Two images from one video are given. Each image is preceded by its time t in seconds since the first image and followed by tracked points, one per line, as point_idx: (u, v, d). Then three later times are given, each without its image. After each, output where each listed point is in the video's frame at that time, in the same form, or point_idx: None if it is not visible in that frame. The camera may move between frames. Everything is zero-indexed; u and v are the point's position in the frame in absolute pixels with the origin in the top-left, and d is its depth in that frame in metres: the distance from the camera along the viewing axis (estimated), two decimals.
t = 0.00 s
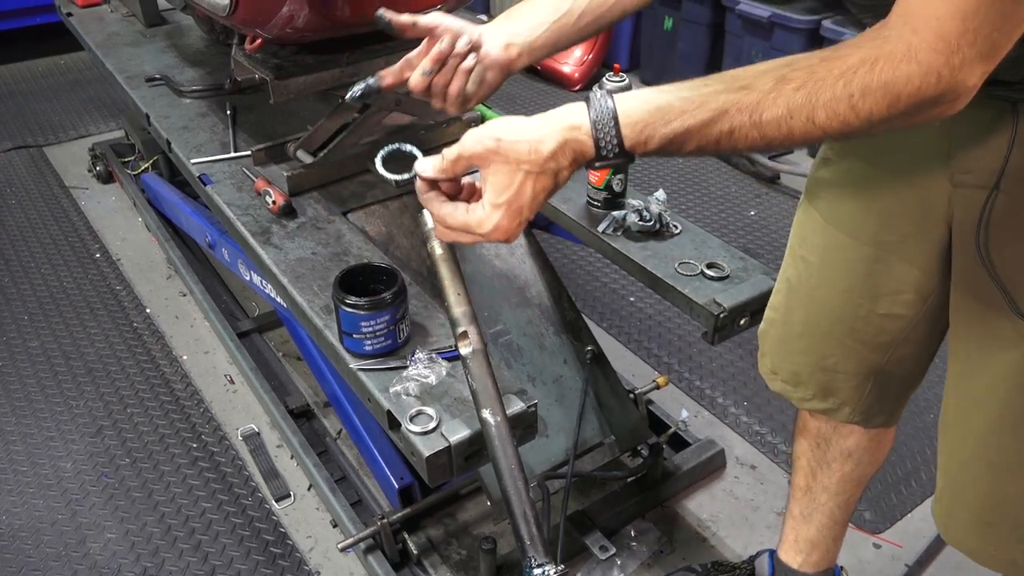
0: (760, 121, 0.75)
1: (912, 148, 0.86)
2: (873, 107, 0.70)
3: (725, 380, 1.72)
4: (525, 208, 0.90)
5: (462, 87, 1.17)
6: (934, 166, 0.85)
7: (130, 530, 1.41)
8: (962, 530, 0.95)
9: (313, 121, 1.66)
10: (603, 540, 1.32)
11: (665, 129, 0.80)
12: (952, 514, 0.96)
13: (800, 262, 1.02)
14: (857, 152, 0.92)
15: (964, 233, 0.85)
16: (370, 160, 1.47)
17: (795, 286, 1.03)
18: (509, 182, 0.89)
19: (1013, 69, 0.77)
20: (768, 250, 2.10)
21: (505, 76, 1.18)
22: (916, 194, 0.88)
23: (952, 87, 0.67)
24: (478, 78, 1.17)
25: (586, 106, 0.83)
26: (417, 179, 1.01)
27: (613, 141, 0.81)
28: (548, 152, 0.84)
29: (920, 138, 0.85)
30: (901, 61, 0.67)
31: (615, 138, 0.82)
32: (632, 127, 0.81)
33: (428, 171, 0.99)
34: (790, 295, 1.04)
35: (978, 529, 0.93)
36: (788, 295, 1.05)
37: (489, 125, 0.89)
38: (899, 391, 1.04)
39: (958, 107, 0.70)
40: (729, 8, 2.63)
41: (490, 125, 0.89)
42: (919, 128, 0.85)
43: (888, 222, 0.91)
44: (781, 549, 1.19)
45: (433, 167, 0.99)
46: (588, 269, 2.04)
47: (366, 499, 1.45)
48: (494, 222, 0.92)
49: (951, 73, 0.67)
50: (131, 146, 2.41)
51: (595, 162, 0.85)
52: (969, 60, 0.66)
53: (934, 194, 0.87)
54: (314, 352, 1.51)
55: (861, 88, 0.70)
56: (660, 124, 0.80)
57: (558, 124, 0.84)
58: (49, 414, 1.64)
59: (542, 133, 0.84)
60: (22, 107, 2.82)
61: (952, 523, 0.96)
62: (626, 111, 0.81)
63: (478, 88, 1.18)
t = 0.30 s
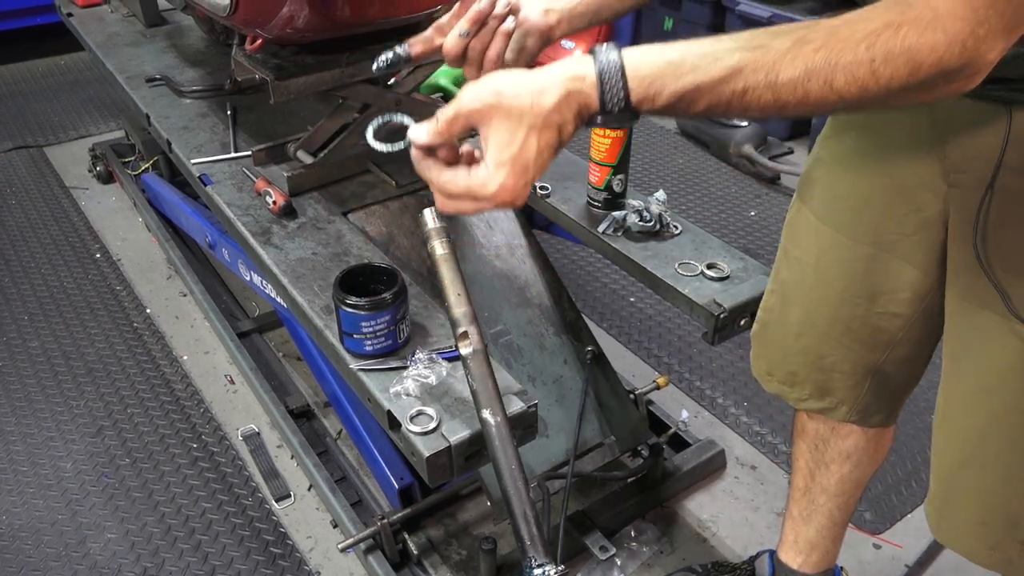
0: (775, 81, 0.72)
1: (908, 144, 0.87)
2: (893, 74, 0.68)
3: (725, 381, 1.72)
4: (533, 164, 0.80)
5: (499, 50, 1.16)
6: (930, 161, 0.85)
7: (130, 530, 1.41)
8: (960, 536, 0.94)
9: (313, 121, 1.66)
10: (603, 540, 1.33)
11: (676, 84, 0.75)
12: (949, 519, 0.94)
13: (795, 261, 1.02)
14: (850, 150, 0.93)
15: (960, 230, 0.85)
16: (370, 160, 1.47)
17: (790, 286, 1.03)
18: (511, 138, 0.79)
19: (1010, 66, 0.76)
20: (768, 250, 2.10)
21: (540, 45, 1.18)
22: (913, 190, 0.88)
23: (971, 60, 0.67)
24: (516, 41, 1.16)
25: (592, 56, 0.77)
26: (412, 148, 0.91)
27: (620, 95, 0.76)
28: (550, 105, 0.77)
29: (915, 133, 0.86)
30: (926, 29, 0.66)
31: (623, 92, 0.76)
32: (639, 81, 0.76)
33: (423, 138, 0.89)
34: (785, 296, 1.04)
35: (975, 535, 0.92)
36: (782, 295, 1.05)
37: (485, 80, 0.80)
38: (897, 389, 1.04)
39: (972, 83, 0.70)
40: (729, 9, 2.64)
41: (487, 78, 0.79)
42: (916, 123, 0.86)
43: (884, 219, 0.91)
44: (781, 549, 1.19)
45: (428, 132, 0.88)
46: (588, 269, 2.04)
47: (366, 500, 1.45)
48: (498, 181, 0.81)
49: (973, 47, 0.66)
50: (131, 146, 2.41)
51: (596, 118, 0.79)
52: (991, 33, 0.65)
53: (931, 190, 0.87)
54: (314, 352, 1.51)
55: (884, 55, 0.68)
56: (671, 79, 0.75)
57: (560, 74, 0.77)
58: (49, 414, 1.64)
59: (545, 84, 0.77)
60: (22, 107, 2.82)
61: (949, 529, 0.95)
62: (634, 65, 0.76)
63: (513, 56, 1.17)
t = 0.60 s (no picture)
0: (770, 101, 0.71)
1: (910, 141, 0.87)
2: (890, 89, 0.68)
3: (725, 381, 1.72)
4: (535, 189, 0.79)
5: (512, 57, 1.13)
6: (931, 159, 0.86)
7: (130, 530, 1.41)
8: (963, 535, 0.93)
9: (313, 121, 1.66)
10: (603, 540, 1.33)
11: (672, 107, 0.74)
12: (952, 518, 0.94)
13: (795, 261, 1.02)
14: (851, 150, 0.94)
15: (961, 227, 0.85)
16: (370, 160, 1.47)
17: (790, 287, 1.03)
18: (512, 167, 0.78)
19: (1012, 69, 0.76)
20: (768, 250, 2.10)
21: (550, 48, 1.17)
22: (914, 188, 0.88)
23: (968, 73, 0.67)
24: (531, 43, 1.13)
25: (587, 78, 0.75)
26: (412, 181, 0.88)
27: (616, 117, 0.74)
28: (549, 132, 0.75)
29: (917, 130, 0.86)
30: (925, 41, 0.66)
31: (619, 114, 0.74)
32: (636, 104, 0.74)
33: (421, 171, 0.86)
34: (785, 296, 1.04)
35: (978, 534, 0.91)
36: (782, 297, 1.05)
37: (481, 109, 0.79)
38: (899, 387, 1.03)
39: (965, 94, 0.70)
40: (729, 9, 2.64)
41: (482, 108, 0.78)
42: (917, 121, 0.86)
43: (885, 217, 0.91)
44: (781, 549, 1.19)
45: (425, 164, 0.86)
46: (588, 270, 2.04)
47: (366, 500, 1.45)
48: (502, 211, 0.81)
49: (970, 60, 0.66)
50: (131, 146, 2.41)
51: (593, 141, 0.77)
52: (989, 47, 0.65)
53: (933, 188, 0.87)
54: (314, 353, 1.51)
55: (880, 70, 0.68)
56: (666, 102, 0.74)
57: (556, 98, 0.76)
58: (49, 414, 1.64)
59: (541, 111, 0.76)
60: (22, 108, 2.82)
61: (952, 527, 0.94)
62: (630, 87, 0.74)
63: (525, 61, 1.16)
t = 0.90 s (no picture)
0: (777, 68, 0.62)
1: (906, 140, 0.87)
2: (899, 65, 0.60)
3: (725, 381, 1.72)
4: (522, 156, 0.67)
5: (512, 39, 1.07)
6: (928, 157, 0.85)
7: (130, 530, 1.41)
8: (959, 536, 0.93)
9: (313, 121, 1.67)
10: (603, 540, 1.33)
11: (670, 74, 0.64)
12: (949, 518, 0.93)
13: (791, 261, 1.02)
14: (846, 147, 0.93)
15: (958, 225, 0.84)
16: (370, 160, 1.47)
17: (786, 286, 1.03)
18: (501, 126, 0.67)
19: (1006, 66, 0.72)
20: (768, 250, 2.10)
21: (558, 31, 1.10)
22: (910, 186, 0.88)
23: (975, 54, 0.60)
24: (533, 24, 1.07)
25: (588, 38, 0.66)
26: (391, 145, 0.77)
27: (615, 81, 0.65)
28: (542, 92, 0.65)
29: (912, 127, 0.86)
30: (937, 14, 0.58)
31: (620, 78, 0.65)
32: (637, 68, 0.64)
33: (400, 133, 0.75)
34: (780, 296, 1.04)
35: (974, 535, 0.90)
36: (778, 296, 1.05)
37: (474, 65, 0.69)
38: (896, 388, 1.03)
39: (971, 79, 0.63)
40: (729, 9, 2.64)
41: (477, 62, 0.68)
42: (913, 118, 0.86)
43: (882, 217, 0.91)
44: (780, 549, 1.19)
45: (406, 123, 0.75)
46: (588, 270, 2.04)
47: (366, 500, 1.45)
48: (485, 178, 0.69)
49: (982, 38, 0.59)
50: (131, 146, 2.41)
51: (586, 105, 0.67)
52: (1002, 25, 0.59)
53: (928, 187, 0.86)
54: (314, 353, 1.51)
55: (892, 42, 0.59)
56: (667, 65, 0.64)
57: (555, 58, 0.66)
58: (49, 414, 1.64)
59: (535, 70, 0.65)
60: (22, 108, 2.82)
61: (950, 528, 0.93)
62: (633, 50, 0.65)
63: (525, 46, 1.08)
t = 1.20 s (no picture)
0: None
1: (897, 141, 0.86)
2: None
3: (725, 381, 1.72)
4: None
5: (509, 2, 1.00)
6: (919, 158, 0.85)
7: (130, 530, 1.41)
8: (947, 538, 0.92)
9: (313, 121, 1.66)
10: (603, 540, 1.33)
11: None
12: (938, 522, 0.93)
13: (782, 263, 1.02)
14: (835, 148, 0.93)
15: (950, 227, 0.84)
16: (370, 159, 1.46)
17: (778, 288, 1.03)
18: None
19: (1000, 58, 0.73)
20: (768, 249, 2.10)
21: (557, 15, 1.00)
22: (902, 186, 0.88)
23: None
24: None
25: None
26: None
27: None
28: None
29: (903, 128, 0.86)
30: None
31: None
32: None
33: None
34: (771, 299, 1.04)
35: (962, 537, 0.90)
36: (769, 299, 1.05)
37: None
38: (890, 390, 1.03)
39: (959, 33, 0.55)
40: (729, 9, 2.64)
41: None
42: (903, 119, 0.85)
43: (875, 218, 0.91)
44: (780, 550, 1.20)
45: None
46: (588, 269, 2.04)
47: (366, 500, 1.45)
48: None
49: None
50: (130, 145, 2.41)
51: None
52: None
53: (920, 187, 0.86)
54: (314, 353, 1.51)
55: None
56: None
57: None
58: (49, 414, 1.64)
59: None
60: (22, 107, 2.82)
61: (936, 530, 0.93)
62: None
63: None
